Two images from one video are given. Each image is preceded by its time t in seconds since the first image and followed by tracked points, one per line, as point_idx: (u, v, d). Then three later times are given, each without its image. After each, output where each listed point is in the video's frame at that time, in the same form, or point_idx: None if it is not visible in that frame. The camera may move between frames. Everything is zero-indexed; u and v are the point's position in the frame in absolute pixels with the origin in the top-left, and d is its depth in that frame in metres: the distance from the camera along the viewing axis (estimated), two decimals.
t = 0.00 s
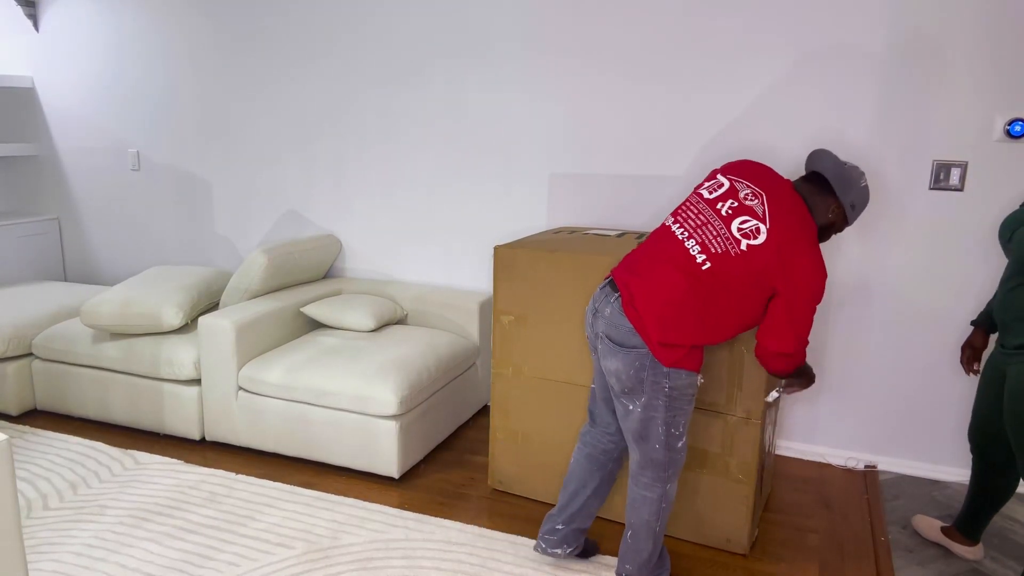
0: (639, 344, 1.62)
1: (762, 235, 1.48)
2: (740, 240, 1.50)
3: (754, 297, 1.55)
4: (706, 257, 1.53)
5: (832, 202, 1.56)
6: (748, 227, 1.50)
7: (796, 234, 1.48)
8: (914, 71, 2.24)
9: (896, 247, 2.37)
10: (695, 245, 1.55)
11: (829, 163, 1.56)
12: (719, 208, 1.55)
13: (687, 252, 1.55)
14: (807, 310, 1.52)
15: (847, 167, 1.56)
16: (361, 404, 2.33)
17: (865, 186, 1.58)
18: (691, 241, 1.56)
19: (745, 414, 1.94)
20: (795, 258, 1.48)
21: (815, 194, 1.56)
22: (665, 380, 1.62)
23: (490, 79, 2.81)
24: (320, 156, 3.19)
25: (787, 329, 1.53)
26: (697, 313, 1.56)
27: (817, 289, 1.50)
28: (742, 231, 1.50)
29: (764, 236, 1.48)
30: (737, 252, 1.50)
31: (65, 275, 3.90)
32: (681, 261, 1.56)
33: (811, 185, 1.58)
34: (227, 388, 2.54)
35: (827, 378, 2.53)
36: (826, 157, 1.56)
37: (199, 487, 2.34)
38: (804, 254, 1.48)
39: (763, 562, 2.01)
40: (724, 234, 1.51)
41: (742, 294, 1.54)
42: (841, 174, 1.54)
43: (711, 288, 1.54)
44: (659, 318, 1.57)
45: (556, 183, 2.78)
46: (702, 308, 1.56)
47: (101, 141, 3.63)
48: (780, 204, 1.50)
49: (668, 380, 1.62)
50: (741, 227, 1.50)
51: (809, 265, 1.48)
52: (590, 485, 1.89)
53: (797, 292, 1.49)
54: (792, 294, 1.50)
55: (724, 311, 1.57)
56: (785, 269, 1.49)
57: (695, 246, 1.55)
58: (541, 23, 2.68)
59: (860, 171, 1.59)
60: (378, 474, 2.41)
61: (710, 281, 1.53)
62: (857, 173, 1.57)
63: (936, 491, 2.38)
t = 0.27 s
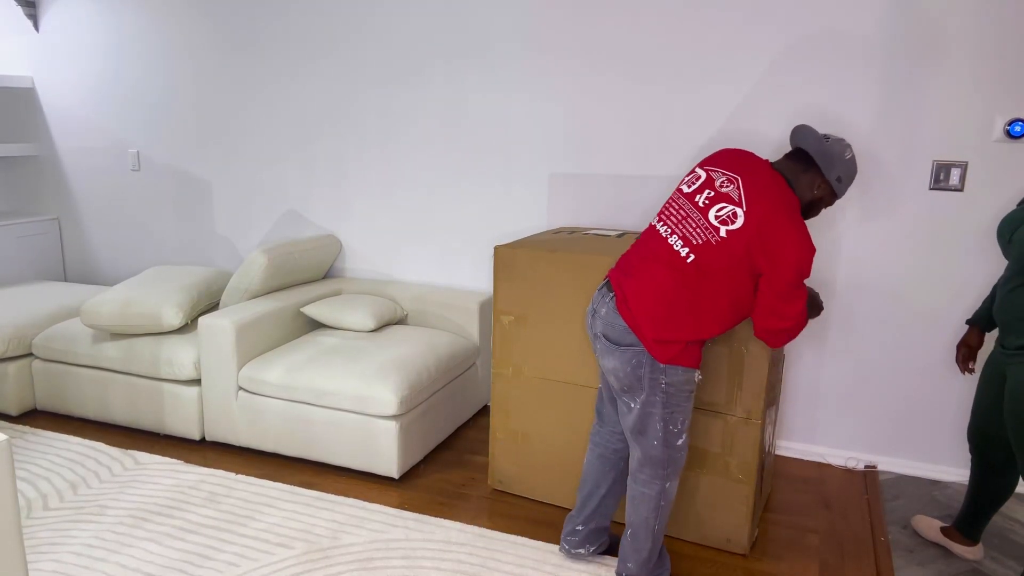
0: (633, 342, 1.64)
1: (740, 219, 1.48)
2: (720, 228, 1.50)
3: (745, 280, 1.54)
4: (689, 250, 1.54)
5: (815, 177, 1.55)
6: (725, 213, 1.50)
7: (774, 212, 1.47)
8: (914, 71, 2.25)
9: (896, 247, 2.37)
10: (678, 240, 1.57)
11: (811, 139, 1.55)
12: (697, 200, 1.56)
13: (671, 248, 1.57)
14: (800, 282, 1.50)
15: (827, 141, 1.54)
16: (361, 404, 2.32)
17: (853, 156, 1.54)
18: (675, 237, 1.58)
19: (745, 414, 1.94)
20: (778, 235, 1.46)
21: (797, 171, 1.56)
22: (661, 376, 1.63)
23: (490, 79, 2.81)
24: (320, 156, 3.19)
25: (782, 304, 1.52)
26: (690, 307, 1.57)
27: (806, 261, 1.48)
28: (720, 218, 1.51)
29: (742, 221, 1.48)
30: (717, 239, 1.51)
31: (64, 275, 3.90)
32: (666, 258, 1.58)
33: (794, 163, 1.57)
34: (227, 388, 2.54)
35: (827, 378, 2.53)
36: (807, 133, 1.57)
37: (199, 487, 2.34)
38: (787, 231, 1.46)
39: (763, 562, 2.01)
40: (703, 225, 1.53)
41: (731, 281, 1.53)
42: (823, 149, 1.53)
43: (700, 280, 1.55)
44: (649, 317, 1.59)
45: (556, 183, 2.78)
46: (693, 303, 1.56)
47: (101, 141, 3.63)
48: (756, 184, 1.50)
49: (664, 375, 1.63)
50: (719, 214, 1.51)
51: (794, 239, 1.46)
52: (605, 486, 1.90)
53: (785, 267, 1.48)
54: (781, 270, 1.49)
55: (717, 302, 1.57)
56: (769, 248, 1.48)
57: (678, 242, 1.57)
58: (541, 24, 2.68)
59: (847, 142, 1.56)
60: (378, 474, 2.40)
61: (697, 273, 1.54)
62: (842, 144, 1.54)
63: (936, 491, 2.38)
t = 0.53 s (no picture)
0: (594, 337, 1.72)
1: (655, 200, 1.54)
2: (642, 211, 1.57)
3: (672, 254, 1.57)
4: (622, 238, 1.61)
5: (737, 150, 1.55)
6: (644, 195, 1.56)
7: (685, 188, 1.50)
8: (914, 71, 2.25)
9: (895, 247, 2.37)
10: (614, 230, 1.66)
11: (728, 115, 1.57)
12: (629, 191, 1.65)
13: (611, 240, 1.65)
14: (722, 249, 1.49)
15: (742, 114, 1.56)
16: (361, 404, 2.32)
17: (775, 123, 1.52)
18: (614, 230, 1.66)
19: (744, 414, 1.94)
20: (687, 203, 1.50)
21: (719, 148, 1.57)
22: (624, 368, 1.68)
23: (490, 79, 2.81)
24: (320, 156, 3.19)
25: (704, 271, 1.51)
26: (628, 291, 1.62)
27: (723, 230, 1.48)
28: (640, 199, 1.58)
29: (656, 199, 1.54)
30: (640, 220, 1.57)
31: (65, 275, 3.90)
32: (608, 250, 1.66)
33: (717, 143, 1.59)
34: (228, 388, 2.54)
35: (827, 378, 2.54)
36: (725, 111, 1.59)
37: (199, 487, 2.34)
38: (698, 200, 1.49)
39: (763, 562, 2.01)
40: (629, 210, 1.61)
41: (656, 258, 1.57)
42: (739, 121, 1.54)
43: (633, 260, 1.60)
44: (593, 302, 1.67)
45: (556, 183, 2.78)
46: (631, 286, 1.61)
47: (101, 141, 3.63)
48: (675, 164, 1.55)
49: (627, 367, 1.68)
50: (640, 198, 1.58)
51: (704, 205, 1.48)
52: (587, 478, 1.98)
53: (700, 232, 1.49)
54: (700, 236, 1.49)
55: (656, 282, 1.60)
56: (683, 217, 1.51)
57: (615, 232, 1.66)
58: (541, 24, 2.68)
59: (768, 111, 1.55)
60: (379, 474, 2.40)
61: (631, 258, 1.60)
62: (759, 114, 1.54)
63: (936, 491, 2.38)
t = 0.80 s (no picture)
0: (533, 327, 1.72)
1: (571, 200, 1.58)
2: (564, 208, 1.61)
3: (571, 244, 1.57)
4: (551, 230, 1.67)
5: (659, 178, 1.45)
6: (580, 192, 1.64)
7: (592, 195, 1.50)
8: (914, 71, 2.24)
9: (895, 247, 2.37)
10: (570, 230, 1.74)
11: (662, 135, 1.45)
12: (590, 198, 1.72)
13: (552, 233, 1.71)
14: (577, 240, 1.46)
15: (670, 139, 1.42)
16: (361, 404, 2.33)
17: (696, 155, 1.37)
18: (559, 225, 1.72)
19: (744, 413, 1.94)
20: (587, 194, 1.52)
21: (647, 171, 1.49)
22: (553, 358, 1.66)
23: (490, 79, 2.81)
24: (320, 156, 3.19)
25: (570, 261, 1.47)
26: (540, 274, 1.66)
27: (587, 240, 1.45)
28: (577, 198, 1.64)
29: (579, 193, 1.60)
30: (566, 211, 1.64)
31: (65, 275, 3.90)
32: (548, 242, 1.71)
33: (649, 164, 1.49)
34: (228, 389, 2.54)
35: (827, 378, 2.53)
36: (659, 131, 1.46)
37: (199, 487, 2.34)
38: (597, 192, 1.50)
39: (762, 562, 2.01)
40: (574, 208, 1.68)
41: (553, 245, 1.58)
42: (662, 145, 1.42)
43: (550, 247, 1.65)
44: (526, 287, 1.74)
45: (556, 183, 2.78)
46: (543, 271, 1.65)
47: (101, 141, 3.63)
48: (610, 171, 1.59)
49: (556, 360, 1.66)
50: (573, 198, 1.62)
51: (599, 198, 1.48)
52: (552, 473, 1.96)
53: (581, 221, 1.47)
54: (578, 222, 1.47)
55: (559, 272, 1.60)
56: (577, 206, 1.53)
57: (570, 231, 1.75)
58: (541, 23, 2.68)
59: (696, 137, 1.39)
60: (379, 474, 2.40)
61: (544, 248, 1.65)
62: (683, 140, 1.39)
63: (936, 491, 2.38)
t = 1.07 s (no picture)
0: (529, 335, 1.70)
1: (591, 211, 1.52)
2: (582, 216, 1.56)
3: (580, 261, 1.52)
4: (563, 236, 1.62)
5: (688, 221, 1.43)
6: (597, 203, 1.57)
7: (615, 214, 1.44)
8: (914, 70, 2.25)
9: (895, 247, 2.37)
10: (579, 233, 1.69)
11: (693, 178, 1.44)
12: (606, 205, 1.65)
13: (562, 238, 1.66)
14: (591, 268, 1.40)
15: (707, 184, 1.40)
16: (361, 403, 2.33)
17: (733, 208, 1.36)
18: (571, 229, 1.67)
19: (744, 413, 1.94)
20: (606, 216, 1.45)
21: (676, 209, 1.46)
22: (551, 368, 1.65)
23: (490, 79, 2.81)
24: (320, 155, 3.19)
25: (576, 288, 1.42)
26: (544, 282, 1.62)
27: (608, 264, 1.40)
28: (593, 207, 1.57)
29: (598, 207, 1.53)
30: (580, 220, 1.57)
31: (65, 275, 3.90)
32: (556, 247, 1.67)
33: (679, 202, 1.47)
34: (228, 389, 2.54)
35: (826, 378, 2.54)
36: (691, 174, 1.44)
37: (199, 487, 2.34)
38: (616, 216, 1.44)
39: (763, 562, 2.01)
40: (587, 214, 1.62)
41: (562, 259, 1.53)
42: (695, 192, 1.41)
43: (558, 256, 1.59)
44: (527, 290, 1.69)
45: (556, 183, 2.78)
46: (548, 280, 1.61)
47: (101, 141, 3.63)
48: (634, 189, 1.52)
49: (555, 370, 1.64)
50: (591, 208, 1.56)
51: (618, 224, 1.41)
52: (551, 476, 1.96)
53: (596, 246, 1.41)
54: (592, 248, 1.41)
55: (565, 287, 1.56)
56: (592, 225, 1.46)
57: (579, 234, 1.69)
58: (541, 23, 2.68)
59: (736, 189, 1.37)
60: (379, 473, 2.40)
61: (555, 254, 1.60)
62: (722, 189, 1.38)
63: (936, 491, 2.38)
